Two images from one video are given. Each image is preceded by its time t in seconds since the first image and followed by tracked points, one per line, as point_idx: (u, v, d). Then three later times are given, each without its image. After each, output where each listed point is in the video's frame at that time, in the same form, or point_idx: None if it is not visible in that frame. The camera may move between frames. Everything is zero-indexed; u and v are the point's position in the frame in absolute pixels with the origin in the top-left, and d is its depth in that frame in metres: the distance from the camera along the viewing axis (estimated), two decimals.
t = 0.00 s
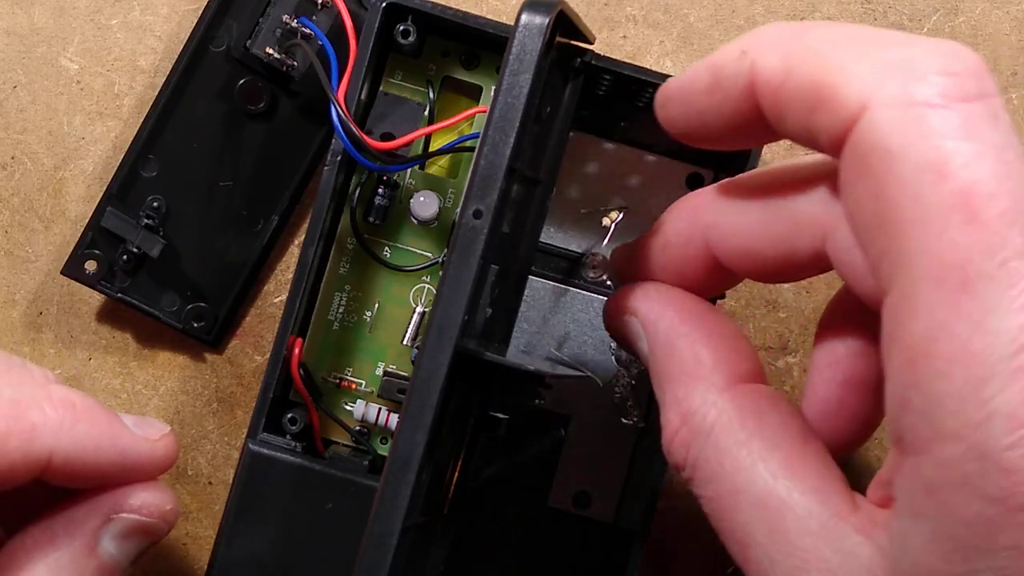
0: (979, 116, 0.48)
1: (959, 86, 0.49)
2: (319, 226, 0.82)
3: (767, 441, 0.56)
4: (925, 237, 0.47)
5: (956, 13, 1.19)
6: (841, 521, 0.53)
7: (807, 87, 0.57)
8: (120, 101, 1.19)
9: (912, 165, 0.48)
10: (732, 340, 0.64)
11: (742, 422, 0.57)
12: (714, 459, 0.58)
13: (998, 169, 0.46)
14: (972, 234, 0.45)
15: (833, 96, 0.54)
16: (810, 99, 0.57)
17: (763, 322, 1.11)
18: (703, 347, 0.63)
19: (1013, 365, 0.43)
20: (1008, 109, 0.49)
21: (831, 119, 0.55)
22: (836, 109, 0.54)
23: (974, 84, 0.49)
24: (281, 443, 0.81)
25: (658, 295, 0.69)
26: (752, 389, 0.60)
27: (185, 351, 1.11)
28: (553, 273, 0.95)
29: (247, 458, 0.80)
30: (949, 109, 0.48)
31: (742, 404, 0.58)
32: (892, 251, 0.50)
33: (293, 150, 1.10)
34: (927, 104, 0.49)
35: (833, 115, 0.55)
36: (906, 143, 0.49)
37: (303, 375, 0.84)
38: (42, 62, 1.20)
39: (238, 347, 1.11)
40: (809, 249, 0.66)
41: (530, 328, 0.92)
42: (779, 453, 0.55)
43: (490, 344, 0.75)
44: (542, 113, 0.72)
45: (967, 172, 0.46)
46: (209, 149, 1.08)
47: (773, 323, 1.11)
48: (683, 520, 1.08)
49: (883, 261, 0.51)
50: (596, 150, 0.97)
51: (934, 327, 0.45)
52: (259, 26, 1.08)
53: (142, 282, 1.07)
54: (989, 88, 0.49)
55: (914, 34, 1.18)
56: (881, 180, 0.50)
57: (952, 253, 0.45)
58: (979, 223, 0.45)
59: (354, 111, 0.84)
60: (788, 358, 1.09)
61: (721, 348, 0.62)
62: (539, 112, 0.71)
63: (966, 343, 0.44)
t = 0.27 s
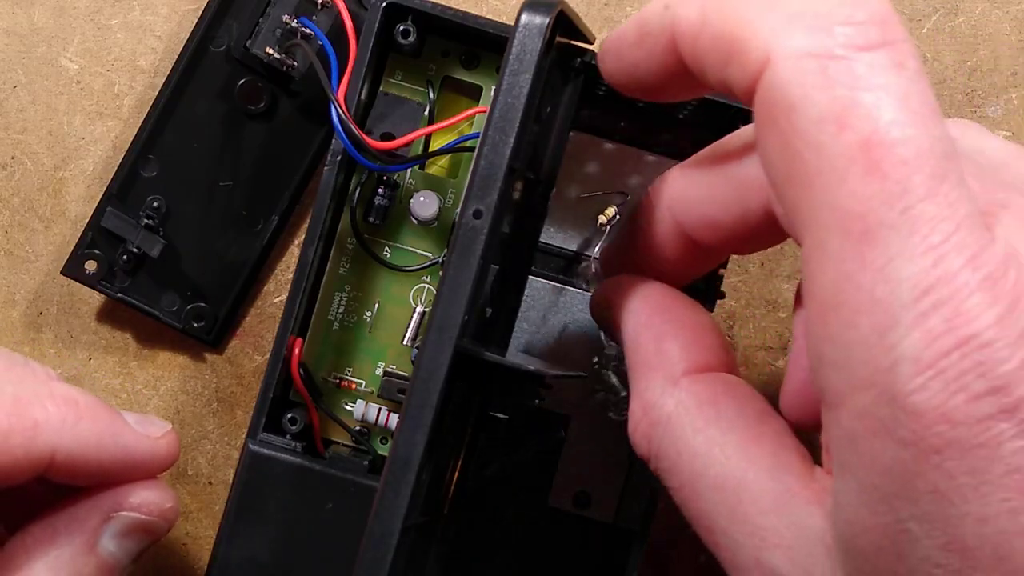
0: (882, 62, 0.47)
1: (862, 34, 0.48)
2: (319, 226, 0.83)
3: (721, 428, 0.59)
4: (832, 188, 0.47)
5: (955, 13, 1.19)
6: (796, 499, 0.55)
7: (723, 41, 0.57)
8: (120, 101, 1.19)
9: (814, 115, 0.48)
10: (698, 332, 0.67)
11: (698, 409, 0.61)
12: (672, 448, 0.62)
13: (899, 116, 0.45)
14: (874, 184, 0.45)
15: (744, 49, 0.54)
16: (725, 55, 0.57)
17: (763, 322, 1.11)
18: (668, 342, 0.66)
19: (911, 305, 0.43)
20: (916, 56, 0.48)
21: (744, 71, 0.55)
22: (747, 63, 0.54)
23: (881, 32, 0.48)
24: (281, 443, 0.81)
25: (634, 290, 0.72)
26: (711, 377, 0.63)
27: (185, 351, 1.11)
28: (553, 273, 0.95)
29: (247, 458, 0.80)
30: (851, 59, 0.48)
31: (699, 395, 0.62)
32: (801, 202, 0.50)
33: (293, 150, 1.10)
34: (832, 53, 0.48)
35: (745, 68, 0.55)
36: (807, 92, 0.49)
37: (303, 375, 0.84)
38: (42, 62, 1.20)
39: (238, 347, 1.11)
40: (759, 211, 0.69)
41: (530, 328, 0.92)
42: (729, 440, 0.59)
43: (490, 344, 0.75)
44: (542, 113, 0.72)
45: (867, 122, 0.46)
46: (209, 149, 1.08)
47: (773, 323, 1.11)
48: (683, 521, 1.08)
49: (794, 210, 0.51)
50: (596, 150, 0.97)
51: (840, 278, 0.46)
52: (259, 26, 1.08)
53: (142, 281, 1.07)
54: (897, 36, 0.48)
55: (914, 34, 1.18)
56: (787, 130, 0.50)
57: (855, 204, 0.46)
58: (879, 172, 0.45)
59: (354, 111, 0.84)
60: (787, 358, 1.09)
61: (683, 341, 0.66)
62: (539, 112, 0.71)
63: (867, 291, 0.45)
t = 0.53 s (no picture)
0: (794, 26, 0.49)
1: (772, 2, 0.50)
2: (319, 226, 0.83)
3: (703, 423, 0.60)
4: (755, 148, 0.49)
5: (955, 13, 1.19)
6: (773, 482, 0.55)
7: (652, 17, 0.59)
8: (120, 101, 1.19)
9: (733, 81, 0.50)
10: (687, 338, 0.66)
11: (682, 406, 0.61)
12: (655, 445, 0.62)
13: (813, 73, 0.47)
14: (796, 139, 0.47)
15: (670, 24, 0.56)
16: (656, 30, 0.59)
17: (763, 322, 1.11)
18: (657, 346, 0.66)
19: (836, 251, 0.44)
20: (833, 15, 0.50)
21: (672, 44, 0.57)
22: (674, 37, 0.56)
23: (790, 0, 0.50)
24: (281, 443, 0.81)
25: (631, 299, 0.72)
26: (695, 377, 0.63)
27: (185, 351, 1.11)
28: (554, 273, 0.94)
29: (247, 458, 0.80)
30: (767, 24, 0.50)
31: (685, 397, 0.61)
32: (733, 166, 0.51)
33: (293, 150, 1.10)
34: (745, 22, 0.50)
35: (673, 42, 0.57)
36: (725, 60, 0.51)
37: (303, 375, 0.84)
38: (42, 62, 1.20)
39: (238, 347, 1.11)
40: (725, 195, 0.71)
41: (531, 328, 0.93)
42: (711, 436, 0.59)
43: (490, 345, 0.75)
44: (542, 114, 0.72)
45: (780, 82, 0.48)
46: (209, 149, 1.08)
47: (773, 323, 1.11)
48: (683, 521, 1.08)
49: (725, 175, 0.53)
50: (596, 150, 0.97)
51: (767, 235, 0.48)
52: (259, 26, 1.08)
53: (142, 281, 1.07)
54: None
55: (914, 34, 1.18)
56: (710, 98, 0.52)
57: (777, 162, 0.47)
58: (796, 128, 0.47)
59: (354, 111, 0.84)
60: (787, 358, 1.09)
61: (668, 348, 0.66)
62: (539, 112, 0.71)
63: (796, 244, 0.46)
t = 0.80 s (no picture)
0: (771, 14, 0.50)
1: None
2: (319, 226, 0.83)
3: (686, 422, 0.60)
4: (724, 138, 0.50)
5: (955, 13, 1.19)
6: (750, 482, 0.55)
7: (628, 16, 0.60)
8: (120, 101, 1.19)
9: (708, 71, 0.51)
10: (683, 339, 0.66)
11: (671, 404, 0.61)
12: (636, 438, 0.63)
13: (786, 63, 0.48)
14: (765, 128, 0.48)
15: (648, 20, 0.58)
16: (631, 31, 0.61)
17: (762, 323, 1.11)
18: (651, 344, 0.66)
19: (800, 239, 0.45)
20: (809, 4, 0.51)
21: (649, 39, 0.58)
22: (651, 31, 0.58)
23: None
24: (281, 443, 0.81)
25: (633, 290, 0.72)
26: (682, 376, 0.63)
27: (186, 352, 1.11)
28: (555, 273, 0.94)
29: (247, 458, 0.80)
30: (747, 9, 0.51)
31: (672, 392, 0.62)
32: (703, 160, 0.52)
33: (294, 149, 1.10)
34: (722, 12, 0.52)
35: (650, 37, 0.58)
36: (700, 50, 0.52)
37: (303, 375, 0.84)
38: (42, 62, 1.20)
39: (238, 347, 1.11)
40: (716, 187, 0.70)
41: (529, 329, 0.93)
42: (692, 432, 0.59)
43: (490, 345, 0.75)
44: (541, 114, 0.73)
45: (755, 72, 0.49)
46: (208, 149, 1.08)
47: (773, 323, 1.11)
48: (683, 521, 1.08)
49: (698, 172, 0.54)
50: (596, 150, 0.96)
51: (735, 225, 0.49)
52: (259, 25, 1.08)
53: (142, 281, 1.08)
54: None
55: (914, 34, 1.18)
56: (683, 91, 0.53)
57: (746, 151, 0.49)
58: (765, 118, 0.48)
59: (355, 111, 0.84)
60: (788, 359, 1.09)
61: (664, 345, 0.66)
62: (540, 111, 0.71)
63: (763, 235, 0.47)
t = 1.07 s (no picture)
0: (779, 13, 0.51)
1: None
2: (327, 225, 0.83)
3: (693, 409, 0.60)
4: (738, 128, 0.50)
5: (956, 13, 1.19)
6: (755, 475, 0.55)
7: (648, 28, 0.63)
8: (120, 101, 1.19)
9: (716, 69, 0.52)
10: (697, 328, 0.66)
11: (680, 387, 0.62)
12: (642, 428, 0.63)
13: (794, 56, 0.49)
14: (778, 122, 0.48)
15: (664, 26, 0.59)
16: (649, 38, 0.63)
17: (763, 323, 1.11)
18: (667, 331, 0.66)
19: (814, 227, 0.45)
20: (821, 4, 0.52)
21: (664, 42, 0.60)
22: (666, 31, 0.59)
23: None
24: (286, 443, 0.81)
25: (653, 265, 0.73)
26: (693, 363, 0.63)
27: (187, 350, 1.11)
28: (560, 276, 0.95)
29: (252, 458, 0.80)
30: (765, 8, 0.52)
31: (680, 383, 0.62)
32: (715, 155, 0.53)
33: (302, 149, 1.09)
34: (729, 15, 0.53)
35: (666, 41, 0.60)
36: (709, 49, 0.53)
37: (309, 375, 0.84)
38: (42, 62, 1.20)
39: (239, 347, 1.11)
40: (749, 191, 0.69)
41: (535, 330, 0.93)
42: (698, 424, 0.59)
43: (496, 347, 0.75)
44: (554, 116, 0.73)
45: (763, 65, 0.50)
46: (217, 146, 1.08)
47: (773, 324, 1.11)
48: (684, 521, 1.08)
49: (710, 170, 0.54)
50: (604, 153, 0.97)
51: (750, 214, 0.49)
52: (270, 24, 1.08)
53: (147, 276, 1.08)
54: None
55: (914, 34, 1.18)
56: (693, 89, 0.54)
57: (761, 142, 0.49)
58: (778, 108, 0.49)
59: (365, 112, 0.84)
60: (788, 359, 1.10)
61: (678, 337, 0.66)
62: (550, 114, 0.71)
63: (778, 224, 0.47)
